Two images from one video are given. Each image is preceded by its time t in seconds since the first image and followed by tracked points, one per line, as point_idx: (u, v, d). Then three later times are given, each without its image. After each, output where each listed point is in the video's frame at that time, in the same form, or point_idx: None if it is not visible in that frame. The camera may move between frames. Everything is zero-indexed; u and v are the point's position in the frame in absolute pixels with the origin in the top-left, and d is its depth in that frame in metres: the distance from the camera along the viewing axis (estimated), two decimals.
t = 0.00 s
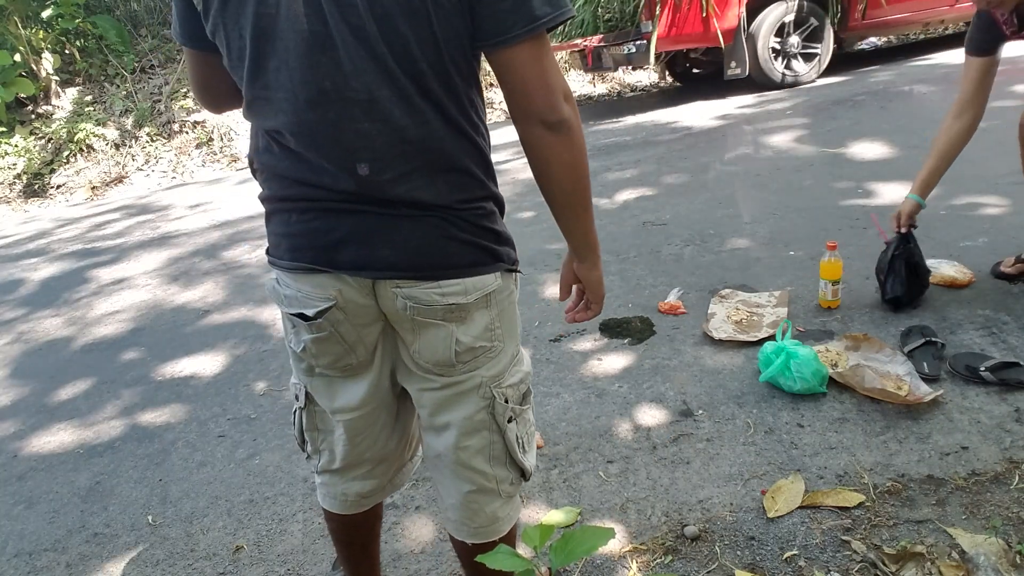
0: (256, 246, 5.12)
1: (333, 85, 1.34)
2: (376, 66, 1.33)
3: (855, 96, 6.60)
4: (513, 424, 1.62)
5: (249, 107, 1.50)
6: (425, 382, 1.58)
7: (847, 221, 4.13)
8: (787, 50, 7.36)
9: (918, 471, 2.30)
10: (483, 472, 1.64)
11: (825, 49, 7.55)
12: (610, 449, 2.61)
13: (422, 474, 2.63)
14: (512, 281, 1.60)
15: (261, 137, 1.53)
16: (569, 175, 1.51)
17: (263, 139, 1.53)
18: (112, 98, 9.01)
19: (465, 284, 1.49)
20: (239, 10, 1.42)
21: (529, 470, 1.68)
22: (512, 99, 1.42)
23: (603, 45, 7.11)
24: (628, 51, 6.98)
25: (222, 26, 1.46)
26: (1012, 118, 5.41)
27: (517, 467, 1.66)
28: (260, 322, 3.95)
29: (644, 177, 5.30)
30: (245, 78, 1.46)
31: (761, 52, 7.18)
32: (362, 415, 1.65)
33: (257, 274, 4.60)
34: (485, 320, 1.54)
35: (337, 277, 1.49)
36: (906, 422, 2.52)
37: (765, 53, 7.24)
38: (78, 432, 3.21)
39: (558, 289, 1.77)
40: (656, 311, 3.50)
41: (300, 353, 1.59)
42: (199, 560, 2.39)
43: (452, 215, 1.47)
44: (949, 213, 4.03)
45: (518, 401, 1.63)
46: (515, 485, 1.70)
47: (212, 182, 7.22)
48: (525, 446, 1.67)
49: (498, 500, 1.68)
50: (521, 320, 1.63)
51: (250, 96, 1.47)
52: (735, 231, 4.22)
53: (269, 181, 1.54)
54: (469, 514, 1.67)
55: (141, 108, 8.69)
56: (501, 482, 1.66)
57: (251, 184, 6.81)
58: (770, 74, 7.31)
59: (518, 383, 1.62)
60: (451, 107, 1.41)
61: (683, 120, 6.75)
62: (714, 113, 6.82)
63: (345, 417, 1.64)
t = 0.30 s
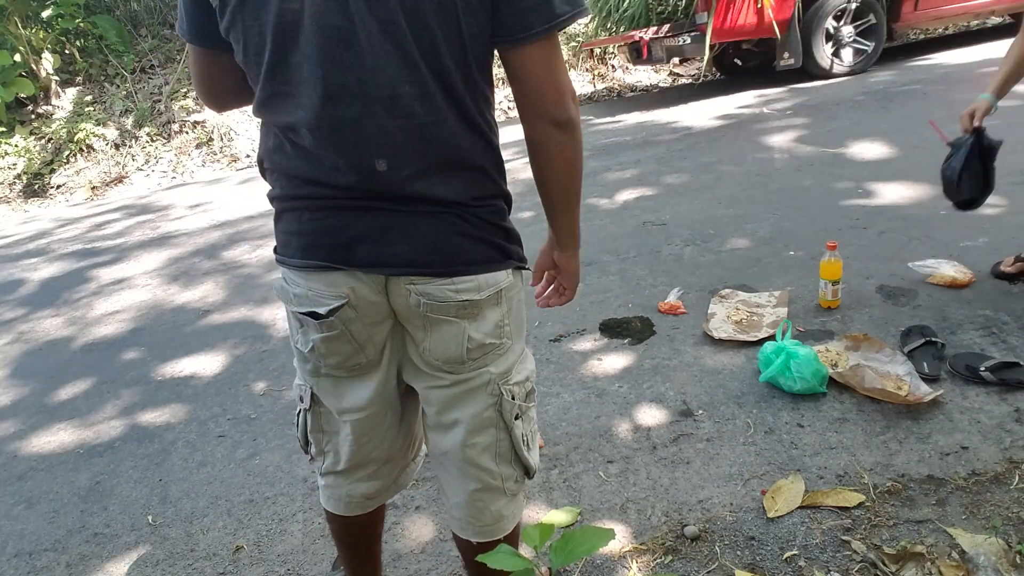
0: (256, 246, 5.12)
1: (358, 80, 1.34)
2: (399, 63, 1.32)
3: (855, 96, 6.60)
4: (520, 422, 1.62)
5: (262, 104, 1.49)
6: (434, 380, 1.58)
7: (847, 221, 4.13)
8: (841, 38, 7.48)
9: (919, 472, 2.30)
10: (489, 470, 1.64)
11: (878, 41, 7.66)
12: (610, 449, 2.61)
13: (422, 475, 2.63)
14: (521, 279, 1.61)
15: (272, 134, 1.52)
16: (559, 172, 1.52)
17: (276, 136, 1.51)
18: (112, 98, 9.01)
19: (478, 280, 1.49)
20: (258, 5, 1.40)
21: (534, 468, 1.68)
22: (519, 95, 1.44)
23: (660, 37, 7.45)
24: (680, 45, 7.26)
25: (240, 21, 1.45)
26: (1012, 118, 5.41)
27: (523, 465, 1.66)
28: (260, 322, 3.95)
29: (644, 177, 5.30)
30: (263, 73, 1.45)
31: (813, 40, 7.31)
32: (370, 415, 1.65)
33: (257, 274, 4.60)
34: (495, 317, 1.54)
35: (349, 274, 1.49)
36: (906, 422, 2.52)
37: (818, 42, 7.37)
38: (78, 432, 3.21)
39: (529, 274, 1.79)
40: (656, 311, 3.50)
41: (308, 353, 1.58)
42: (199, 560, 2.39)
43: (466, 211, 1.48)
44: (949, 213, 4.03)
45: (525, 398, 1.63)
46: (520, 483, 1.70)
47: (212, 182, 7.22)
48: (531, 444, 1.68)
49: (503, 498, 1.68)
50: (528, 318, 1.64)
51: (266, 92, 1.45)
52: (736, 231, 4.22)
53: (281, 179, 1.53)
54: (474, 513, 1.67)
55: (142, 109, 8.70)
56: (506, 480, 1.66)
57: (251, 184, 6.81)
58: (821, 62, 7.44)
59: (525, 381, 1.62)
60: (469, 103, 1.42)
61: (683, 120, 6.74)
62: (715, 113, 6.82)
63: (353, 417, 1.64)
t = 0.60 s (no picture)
0: (257, 246, 5.12)
1: (366, 79, 1.33)
2: (408, 61, 1.33)
3: (855, 96, 6.60)
4: (521, 417, 1.63)
5: (267, 105, 1.47)
6: (436, 377, 1.58)
7: (847, 221, 4.13)
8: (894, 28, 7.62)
9: (919, 471, 2.30)
10: (490, 466, 1.64)
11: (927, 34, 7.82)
12: (610, 449, 2.61)
13: (421, 474, 2.64)
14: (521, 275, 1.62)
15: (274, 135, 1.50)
16: (565, 158, 1.56)
17: (277, 136, 1.50)
18: (112, 98, 9.02)
19: (480, 277, 1.50)
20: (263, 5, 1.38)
21: (534, 463, 1.69)
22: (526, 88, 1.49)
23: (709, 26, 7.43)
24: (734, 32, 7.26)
25: (242, 20, 1.43)
26: (1011, 118, 5.41)
27: (522, 461, 1.67)
28: (260, 322, 3.96)
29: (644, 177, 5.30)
30: (267, 72, 1.43)
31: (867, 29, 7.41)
32: (371, 413, 1.65)
33: (257, 274, 4.60)
34: (497, 313, 1.55)
35: (351, 273, 1.48)
36: (906, 422, 2.52)
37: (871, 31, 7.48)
38: (78, 432, 3.21)
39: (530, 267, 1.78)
40: (656, 311, 3.50)
41: (309, 353, 1.58)
42: (199, 560, 2.39)
43: (468, 209, 1.49)
44: (949, 213, 4.04)
45: (525, 394, 1.64)
46: (519, 479, 1.70)
47: (212, 182, 7.22)
48: (530, 439, 1.68)
49: (504, 494, 1.69)
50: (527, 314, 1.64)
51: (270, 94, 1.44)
52: (735, 231, 4.22)
53: (281, 178, 1.52)
54: (476, 509, 1.67)
55: (142, 108, 8.70)
56: (507, 476, 1.66)
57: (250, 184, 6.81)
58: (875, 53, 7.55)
59: (525, 377, 1.63)
60: (472, 100, 1.44)
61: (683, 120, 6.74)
62: (714, 113, 6.82)
63: (354, 416, 1.64)
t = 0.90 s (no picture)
0: (257, 246, 5.12)
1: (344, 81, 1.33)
2: (385, 64, 1.33)
3: (854, 96, 6.61)
4: (510, 416, 1.63)
5: (250, 107, 1.47)
6: (424, 376, 1.58)
7: (847, 221, 4.13)
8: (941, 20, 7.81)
9: (919, 472, 2.30)
10: (480, 466, 1.64)
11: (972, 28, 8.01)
12: (610, 449, 2.61)
13: (420, 474, 2.64)
14: (508, 276, 1.61)
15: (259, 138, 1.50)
16: (547, 155, 1.55)
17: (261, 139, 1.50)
18: (112, 98, 9.02)
19: (466, 276, 1.49)
20: (239, 9, 1.37)
21: (525, 463, 1.69)
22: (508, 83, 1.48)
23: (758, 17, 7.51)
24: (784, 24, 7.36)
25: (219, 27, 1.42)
26: (1011, 118, 5.41)
27: (513, 460, 1.67)
28: (260, 322, 3.96)
29: (644, 177, 5.30)
30: (247, 81, 1.42)
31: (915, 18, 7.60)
32: (362, 412, 1.65)
33: (257, 274, 4.60)
34: (484, 313, 1.54)
35: (337, 271, 1.48)
36: (906, 422, 2.52)
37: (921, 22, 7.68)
38: (78, 432, 3.21)
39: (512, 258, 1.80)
40: (656, 311, 3.50)
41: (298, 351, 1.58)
42: (199, 560, 2.39)
43: (453, 209, 1.48)
44: (949, 213, 4.04)
45: (514, 394, 1.63)
46: (512, 478, 1.70)
47: (212, 182, 7.22)
48: (522, 439, 1.68)
49: (495, 494, 1.68)
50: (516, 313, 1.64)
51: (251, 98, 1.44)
52: (735, 231, 4.22)
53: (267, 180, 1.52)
54: (467, 509, 1.67)
55: (142, 108, 8.70)
56: (497, 475, 1.66)
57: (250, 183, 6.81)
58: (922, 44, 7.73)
59: (513, 376, 1.63)
60: (453, 101, 1.43)
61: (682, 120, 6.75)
62: (714, 113, 6.82)
63: (343, 415, 1.64)
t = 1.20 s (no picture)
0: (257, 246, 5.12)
1: (317, 76, 1.34)
2: (357, 64, 1.33)
3: (855, 96, 6.61)
4: (493, 418, 1.62)
5: (231, 100, 1.48)
6: (403, 376, 1.57)
7: (847, 221, 4.13)
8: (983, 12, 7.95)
9: (919, 472, 2.30)
10: (465, 468, 1.63)
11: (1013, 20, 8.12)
12: (610, 449, 2.61)
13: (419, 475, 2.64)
14: (486, 277, 1.59)
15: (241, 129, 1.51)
16: (507, 152, 1.60)
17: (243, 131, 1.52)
18: (112, 98, 9.02)
19: (443, 275, 1.47)
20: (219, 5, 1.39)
21: (511, 465, 1.68)
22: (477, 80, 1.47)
23: (798, 11, 7.72)
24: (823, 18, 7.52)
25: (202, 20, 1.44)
26: (1011, 118, 5.41)
27: (499, 462, 1.66)
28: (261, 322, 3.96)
29: (644, 177, 5.30)
30: (227, 75, 1.44)
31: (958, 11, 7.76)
32: (345, 413, 1.64)
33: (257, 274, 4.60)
34: (462, 313, 1.53)
35: (313, 265, 1.47)
36: (905, 422, 2.52)
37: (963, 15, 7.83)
38: (79, 432, 3.21)
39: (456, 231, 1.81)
40: (656, 311, 3.50)
41: (277, 348, 1.56)
42: (199, 560, 2.39)
43: (431, 207, 1.47)
44: (949, 213, 4.04)
45: (497, 395, 1.62)
46: (499, 480, 1.70)
47: (212, 182, 7.22)
48: (506, 441, 1.67)
49: (481, 496, 1.68)
50: (497, 314, 1.62)
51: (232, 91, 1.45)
52: (736, 231, 4.22)
53: (248, 171, 1.53)
54: (454, 510, 1.67)
55: (142, 109, 8.70)
56: (484, 477, 1.66)
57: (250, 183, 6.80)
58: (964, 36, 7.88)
59: (495, 378, 1.61)
60: (432, 102, 1.42)
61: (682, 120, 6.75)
62: (714, 113, 6.82)
63: (327, 416, 1.63)
